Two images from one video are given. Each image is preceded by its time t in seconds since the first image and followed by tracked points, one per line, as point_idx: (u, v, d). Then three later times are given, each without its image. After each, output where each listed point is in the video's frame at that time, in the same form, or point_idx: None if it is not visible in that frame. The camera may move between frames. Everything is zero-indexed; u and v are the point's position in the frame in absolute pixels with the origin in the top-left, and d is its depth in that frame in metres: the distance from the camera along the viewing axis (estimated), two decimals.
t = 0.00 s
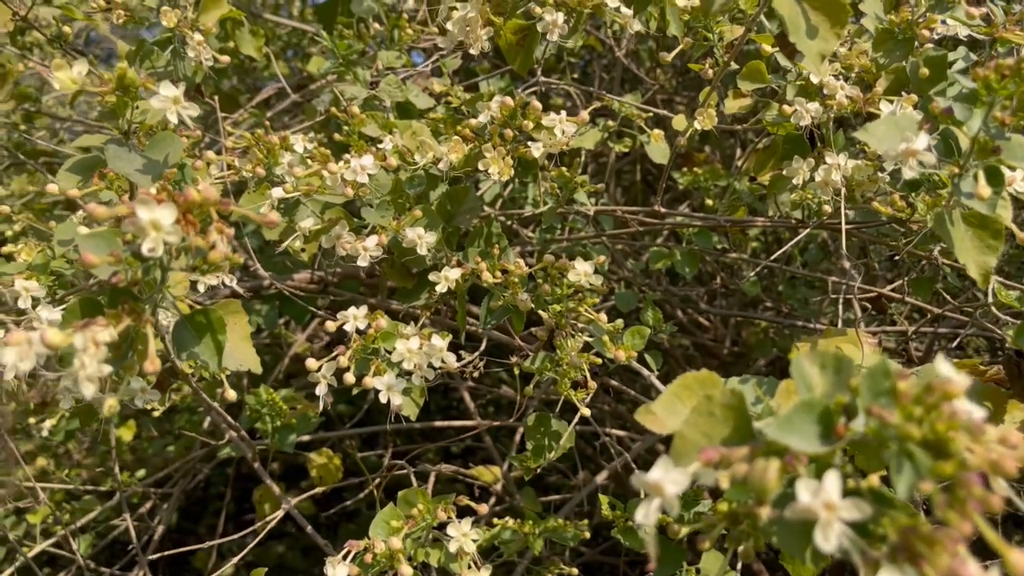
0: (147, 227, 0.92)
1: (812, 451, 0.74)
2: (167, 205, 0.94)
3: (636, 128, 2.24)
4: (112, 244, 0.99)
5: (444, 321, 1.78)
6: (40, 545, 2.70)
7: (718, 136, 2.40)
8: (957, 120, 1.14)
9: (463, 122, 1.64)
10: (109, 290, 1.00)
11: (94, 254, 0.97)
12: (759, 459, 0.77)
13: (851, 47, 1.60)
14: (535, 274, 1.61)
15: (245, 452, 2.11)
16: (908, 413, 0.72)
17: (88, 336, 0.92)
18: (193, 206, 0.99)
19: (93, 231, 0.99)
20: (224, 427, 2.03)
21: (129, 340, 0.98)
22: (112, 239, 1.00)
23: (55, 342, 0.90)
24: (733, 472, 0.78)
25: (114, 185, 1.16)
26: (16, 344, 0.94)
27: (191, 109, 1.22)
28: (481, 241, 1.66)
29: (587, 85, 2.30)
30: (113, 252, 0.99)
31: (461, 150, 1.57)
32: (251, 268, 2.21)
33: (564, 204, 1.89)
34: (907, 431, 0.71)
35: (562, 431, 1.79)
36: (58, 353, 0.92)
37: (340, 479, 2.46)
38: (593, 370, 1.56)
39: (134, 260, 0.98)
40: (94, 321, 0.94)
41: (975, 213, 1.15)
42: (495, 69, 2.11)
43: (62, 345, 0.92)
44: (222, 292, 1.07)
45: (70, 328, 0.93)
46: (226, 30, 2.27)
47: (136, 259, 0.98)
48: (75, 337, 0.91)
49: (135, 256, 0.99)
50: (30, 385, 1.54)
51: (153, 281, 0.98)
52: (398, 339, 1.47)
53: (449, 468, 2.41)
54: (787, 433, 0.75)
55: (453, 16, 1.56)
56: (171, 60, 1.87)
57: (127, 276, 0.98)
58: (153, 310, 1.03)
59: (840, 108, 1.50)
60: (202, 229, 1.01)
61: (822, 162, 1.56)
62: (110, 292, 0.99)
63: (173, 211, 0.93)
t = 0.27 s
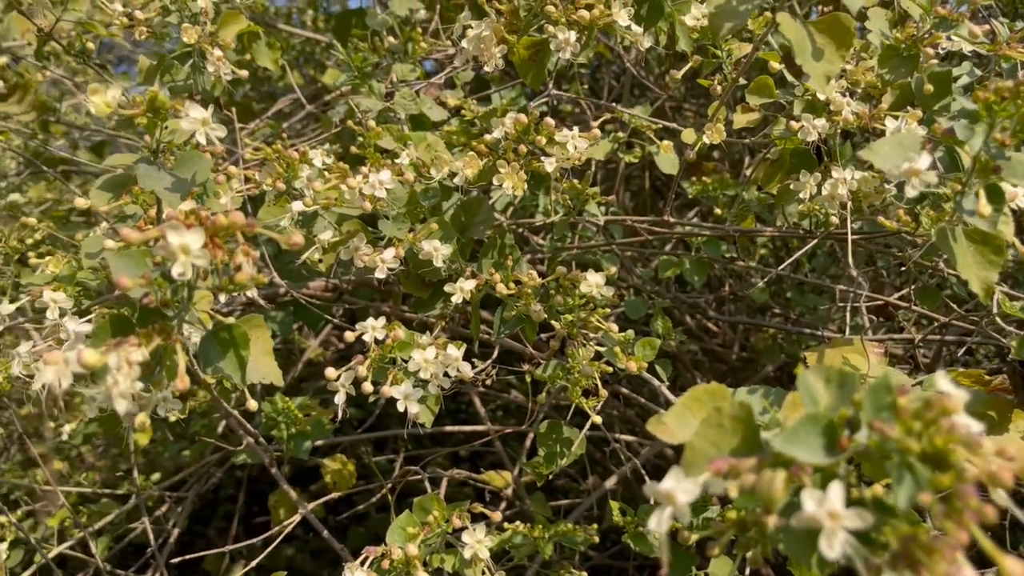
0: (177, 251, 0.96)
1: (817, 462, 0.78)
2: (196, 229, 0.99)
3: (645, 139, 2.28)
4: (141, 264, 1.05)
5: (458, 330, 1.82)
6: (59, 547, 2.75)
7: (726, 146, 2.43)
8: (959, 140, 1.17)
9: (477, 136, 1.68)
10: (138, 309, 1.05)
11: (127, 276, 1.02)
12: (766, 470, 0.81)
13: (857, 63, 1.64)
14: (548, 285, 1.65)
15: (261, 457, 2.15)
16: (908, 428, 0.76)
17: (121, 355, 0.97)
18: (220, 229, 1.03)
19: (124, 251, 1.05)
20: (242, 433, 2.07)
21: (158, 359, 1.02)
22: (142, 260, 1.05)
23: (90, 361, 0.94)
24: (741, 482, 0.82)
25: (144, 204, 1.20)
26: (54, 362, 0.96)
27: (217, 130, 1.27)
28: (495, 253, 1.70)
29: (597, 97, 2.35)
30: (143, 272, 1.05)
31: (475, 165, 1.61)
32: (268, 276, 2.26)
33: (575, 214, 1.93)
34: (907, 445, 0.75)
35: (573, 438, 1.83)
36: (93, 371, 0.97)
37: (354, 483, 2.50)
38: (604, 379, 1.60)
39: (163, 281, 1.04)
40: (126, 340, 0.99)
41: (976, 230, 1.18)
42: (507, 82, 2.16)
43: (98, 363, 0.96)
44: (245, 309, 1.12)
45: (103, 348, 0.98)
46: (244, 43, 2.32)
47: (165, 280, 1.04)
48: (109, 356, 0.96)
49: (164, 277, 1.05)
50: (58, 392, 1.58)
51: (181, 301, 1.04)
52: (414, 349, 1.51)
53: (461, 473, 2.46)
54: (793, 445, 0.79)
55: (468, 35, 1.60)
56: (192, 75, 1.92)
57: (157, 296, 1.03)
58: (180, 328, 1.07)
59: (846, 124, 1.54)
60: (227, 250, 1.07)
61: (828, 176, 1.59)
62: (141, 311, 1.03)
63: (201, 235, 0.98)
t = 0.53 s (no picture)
0: (215, 263, 1.00)
1: (825, 473, 0.82)
2: (233, 243, 1.02)
3: (655, 150, 2.33)
4: (176, 275, 1.09)
5: (472, 339, 1.86)
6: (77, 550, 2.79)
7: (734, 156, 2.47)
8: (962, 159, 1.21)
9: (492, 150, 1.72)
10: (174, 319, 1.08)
11: (165, 287, 1.06)
12: (776, 479, 0.85)
13: (863, 79, 1.68)
14: (561, 296, 1.69)
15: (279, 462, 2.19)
16: (912, 441, 0.79)
17: (162, 363, 1.01)
18: (254, 242, 1.06)
19: (159, 264, 1.09)
20: (261, 438, 2.12)
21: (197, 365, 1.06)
22: (176, 271, 1.09)
23: (134, 369, 0.98)
24: (753, 491, 0.86)
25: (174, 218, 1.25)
26: (98, 370, 0.99)
27: (244, 148, 1.32)
28: (509, 264, 1.73)
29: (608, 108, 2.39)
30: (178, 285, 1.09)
31: (491, 178, 1.64)
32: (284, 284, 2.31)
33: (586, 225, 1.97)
34: (911, 457, 0.79)
35: (585, 444, 1.86)
36: (134, 378, 1.01)
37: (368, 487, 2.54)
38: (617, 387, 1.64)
39: (199, 292, 1.08)
40: (166, 348, 1.03)
41: (980, 246, 1.22)
42: (519, 95, 2.20)
43: (139, 372, 1.00)
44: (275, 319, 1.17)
45: (144, 356, 1.02)
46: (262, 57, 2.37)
47: (200, 290, 1.08)
48: (151, 364, 1.00)
49: (199, 288, 1.09)
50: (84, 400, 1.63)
51: (216, 310, 1.08)
52: (431, 358, 1.55)
53: (473, 478, 2.49)
54: (801, 456, 0.82)
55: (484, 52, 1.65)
56: (212, 89, 1.96)
57: (194, 306, 1.07)
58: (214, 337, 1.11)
59: (853, 139, 1.57)
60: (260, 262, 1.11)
61: (835, 190, 1.63)
62: (177, 321, 1.07)
63: (237, 248, 1.02)
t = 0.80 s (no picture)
0: (240, 282, 1.04)
1: (827, 486, 0.85)
2: (257, 263, 1.07)
3: (664, 161, 2.36)
4: (200, 292, 1.13)
5: (484, 348, 1.89)
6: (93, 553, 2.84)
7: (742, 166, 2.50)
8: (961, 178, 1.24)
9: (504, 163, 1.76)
10: (199, 335, 1.13)
11: (190, 304, 1.11)
12: (781, 492, 0.88)
13: (868, 95, 1.71)
14: (571, 307, 1.72)
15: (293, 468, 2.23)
16: (912, 456, 0.83)
17: (189, 379, 1.06)
18: (277, 261, 1.09)
19: (184, 280, 1.13)
20: (276, 445, 2.16)
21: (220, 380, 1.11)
22: (200, 288, 1.14)
23: (162, 385, 1.04)
24: (758, 503, 0.89)
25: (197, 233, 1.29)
26: (128, 386, 1.05)
27: (266, 166, 1.37)
28: (520, 275, 1.76)
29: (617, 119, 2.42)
30: (202, 301, 1.13)
31: (503, 192, 1.67)
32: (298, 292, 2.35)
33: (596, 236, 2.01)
34: (910, 473, 0.82)
35: (595, 452, 1.90)
36: (161, 393, 1.06)
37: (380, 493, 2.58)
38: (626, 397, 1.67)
39: (224, 308, 1.12)
40: (192, 363, 1.08)
41: (982, 261, 1.24)
42: (530, 107, 2.24)
43: (168, 387, 1.05)
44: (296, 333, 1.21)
45: (171, 371, 1.07)
46: (276, 69, 2.42)
47: (225, 307, 1.12)
48: (178, 381, 1.05)
49: (223, 305, 1.13)
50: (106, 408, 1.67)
51: (239, 326, 1.12)
52: (444, 368, 1.58)
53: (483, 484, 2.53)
54: (805, 470, 0.86)
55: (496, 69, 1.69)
56: (229, 103, 2.00)
57: (219, 322, 1.11)
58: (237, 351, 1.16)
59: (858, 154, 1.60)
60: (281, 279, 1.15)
61: (841, 204, 1.66)
62: (203, 337, 1.12)
63: (261, 267, 1.06)
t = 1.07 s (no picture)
0: (262, 299, 1.09)
1: (822, 499, 0.89)
2: (279, 280, 1.11)
3: (668, 173, 2.40)
4: (221, 307, 1.17)
5: (491, 358, 1.93)
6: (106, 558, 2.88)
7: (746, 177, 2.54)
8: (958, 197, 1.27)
9: (512, 178, 1.79)
10: (221, 348, 1.18)
11: (213, 319, 1.15)
12: (778, 505, 0.92)
13: (868, 111, 1.74)
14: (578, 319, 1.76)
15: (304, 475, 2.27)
16: (903, 472, 0.87)
17: (213, 391, 1.10)
18: (297, 278, 1.15)
19: (205, 294, 1.17)
20: (287, 452, 2.20)
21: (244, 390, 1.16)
22: (222, 303, 1.17)
23: (188, 397, 1.08)
24: (757, 516, 0.93)
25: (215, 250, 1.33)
26: (154, 397, 1.09)
27: (281, 184, 1.40)
28: (527, 287, 1.79)
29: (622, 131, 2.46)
30: (225, 315, 1.17)
31: (510, 207, 1.70)
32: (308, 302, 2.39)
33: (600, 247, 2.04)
34: (901, 487, 0.86)
35: (600, 461, 1.93)
36: (186, 404, 1.10)
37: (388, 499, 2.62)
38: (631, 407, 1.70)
39: (245, 323, 1.17)
40: (216, 376, 1.13)
41: (976, 277, 1.27)
42: (537, 120, 2.28)
43: (192, 400, 1.09)
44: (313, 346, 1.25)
45: (196, 383, 1.11)
46: (288, 82, 2.46)
47: (246, 321, 1.17)
48: (203, 393, 1.09)
49: (245, 319, 1.18)
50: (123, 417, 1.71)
51: (260, 340, 1.17)
52: (452, 379, 1.62)
53: (490, 490, 2.56)
54: (801, 483, 0.90)
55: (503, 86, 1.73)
56: (241, 118, 2.04)
57: (241, 336, 1.16)
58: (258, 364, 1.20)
59: (858, 169, 1.64)
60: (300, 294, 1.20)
61: (842, 218, 1.69)
62: (225, 351, 1.16)
63: (281, 285, 1.11)
